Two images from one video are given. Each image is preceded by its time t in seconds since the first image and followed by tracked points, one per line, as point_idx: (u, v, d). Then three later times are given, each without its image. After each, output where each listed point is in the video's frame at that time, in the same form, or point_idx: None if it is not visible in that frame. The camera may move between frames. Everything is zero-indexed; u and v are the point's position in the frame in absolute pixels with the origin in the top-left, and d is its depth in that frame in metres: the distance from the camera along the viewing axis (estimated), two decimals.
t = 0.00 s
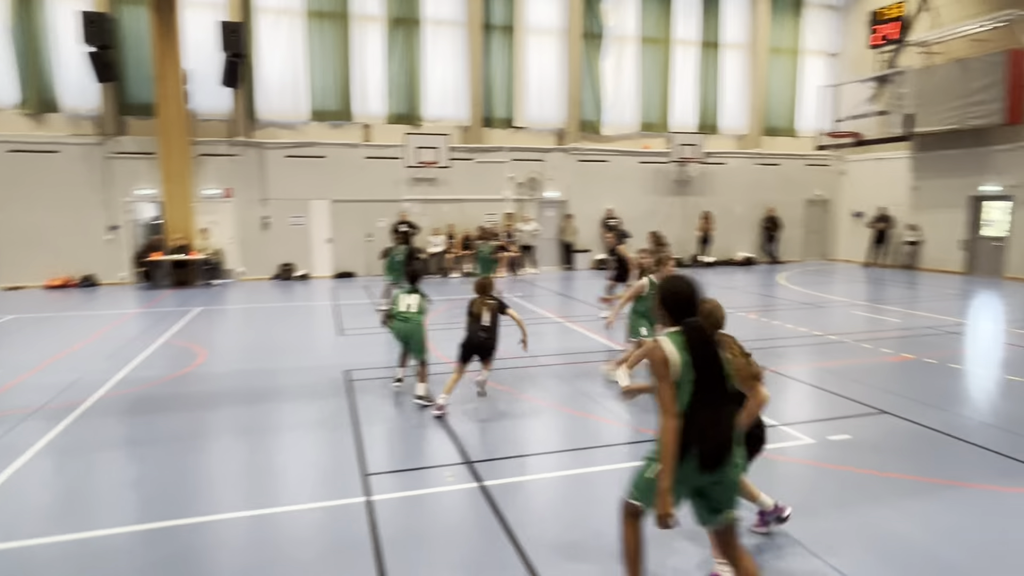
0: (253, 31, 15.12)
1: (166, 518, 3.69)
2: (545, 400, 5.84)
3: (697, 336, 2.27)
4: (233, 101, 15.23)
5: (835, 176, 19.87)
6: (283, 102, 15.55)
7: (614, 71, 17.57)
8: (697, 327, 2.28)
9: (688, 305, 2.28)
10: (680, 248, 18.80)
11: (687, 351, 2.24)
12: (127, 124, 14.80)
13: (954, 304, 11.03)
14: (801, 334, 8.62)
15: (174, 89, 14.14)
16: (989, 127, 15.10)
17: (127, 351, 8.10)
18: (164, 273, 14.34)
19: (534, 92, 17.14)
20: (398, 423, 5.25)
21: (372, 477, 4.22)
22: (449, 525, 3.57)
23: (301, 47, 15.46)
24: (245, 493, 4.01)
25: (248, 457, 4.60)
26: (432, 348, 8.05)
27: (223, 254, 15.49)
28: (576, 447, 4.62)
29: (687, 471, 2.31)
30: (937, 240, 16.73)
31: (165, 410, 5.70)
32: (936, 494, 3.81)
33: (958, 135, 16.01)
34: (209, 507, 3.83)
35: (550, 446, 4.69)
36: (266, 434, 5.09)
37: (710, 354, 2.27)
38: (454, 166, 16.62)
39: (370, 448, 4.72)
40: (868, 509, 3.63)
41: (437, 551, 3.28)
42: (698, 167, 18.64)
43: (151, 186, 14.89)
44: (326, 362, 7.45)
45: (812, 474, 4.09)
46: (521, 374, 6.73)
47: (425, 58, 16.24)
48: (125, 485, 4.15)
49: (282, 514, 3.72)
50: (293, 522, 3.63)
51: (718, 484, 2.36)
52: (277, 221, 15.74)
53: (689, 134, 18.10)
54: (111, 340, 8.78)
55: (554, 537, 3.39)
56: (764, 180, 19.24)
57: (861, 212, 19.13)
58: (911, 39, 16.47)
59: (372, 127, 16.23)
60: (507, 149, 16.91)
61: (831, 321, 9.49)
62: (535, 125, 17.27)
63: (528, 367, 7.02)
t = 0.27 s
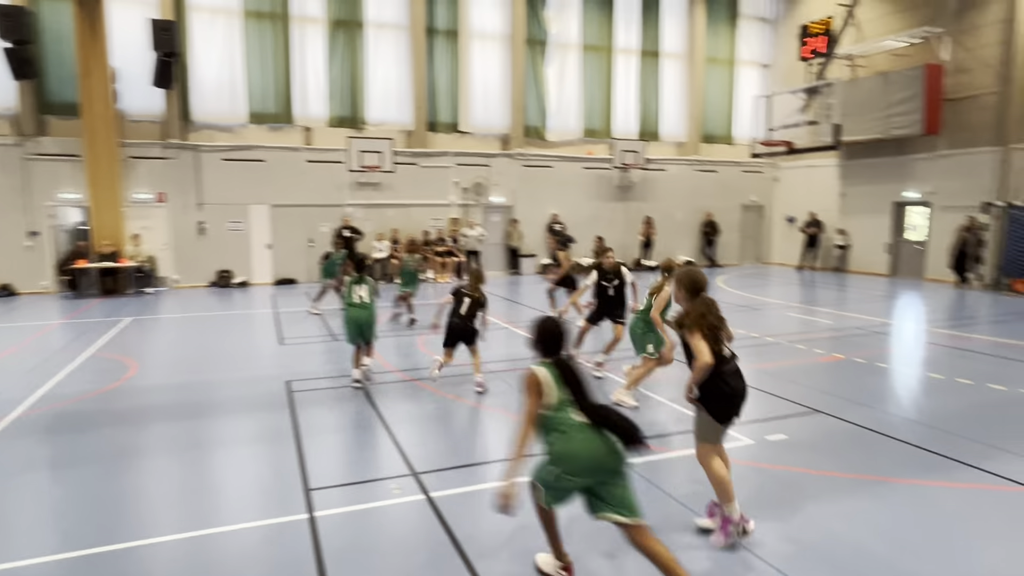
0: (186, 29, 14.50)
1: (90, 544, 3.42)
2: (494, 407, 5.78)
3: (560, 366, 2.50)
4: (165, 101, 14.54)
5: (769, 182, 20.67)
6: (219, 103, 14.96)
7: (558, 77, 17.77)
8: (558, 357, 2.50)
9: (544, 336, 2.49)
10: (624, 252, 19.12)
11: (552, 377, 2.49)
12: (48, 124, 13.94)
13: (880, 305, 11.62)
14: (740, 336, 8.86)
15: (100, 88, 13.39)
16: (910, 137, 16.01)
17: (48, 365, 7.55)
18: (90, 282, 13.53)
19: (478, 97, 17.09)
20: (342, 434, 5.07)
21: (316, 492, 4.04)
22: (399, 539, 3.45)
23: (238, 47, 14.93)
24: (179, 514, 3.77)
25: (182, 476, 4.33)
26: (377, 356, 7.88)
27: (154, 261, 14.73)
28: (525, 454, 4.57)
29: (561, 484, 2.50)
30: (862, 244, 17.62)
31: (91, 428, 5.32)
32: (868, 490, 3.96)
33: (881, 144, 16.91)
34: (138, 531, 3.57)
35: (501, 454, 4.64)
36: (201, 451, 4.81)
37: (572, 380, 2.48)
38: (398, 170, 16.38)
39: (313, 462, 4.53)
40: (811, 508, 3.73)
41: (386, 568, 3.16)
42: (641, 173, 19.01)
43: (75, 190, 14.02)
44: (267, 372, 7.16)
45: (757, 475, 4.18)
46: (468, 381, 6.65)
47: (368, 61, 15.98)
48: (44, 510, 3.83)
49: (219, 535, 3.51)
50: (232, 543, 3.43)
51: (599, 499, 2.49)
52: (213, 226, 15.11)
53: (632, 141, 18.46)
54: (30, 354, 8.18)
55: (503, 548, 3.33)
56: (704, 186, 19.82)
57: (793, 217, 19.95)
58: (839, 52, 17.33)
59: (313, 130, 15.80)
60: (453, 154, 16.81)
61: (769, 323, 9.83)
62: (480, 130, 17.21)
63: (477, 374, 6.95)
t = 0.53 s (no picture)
0: (130, 30, 13.97)
1: (25, 570, 3.21)
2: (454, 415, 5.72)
3: (436, 335, 2.97)
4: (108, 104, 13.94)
5: (722, 189, 21.21)
6: (167, 106, 14.46)
7: (515, 84, 17.86)
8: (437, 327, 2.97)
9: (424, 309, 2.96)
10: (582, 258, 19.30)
11: (426, 346, 2.96)
12: None
13: (828, 307, 12.04)
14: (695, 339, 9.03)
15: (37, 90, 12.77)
16: (854, 145, 16.67)
17: None
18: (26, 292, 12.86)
19: (435, 102, 17.00)
20: (298, 447, 4.93)
21: (272, 506, 3.91)
22: (358, 553, 3.36)
23: (186, 49, 14.48)
24: (124, 535, 3.58)
25: (128, 494, 4.13)
26: (333, 365, 7.71)
27: (98, 270, 14.10)
28: (485, 463, 4.53)
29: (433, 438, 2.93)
30: (810, 248, 18.25)
31: (28, 446, 5.03)
32: (819, 488, 4.08)
33: (827, 152, 17.55)
34: (80, 553, 3.38)
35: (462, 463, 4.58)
36: (148, 466, 4.60)
37: (444, 349, 2.95)
38: (355, 176, 16.14)
39: (268, 475, 4.39)
40: (767, 508, 3.81)
41: None
42: (598, 179, 19.24)
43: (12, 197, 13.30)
44: (220, 383, 6.92)
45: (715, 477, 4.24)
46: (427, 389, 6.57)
47: (322, 65, 15.73)
48: None
49: (168, 555, 3.35)
50: (182, 563, 3.28)
51: (465, 448, 2.92)
52: (161, 233, 14.58)
53: (588, 147, 18.67)
54: None
55: (464, 557, 3.29)
56: (659, 192, 20.19)
57: (745, 223, 20.51)
58: (786, 63, 17.92)
59: (266, 135, 15.43)
60: (410, 159, 16.67)
61: (723, 327, 10.05)
62: (437, 136, 17.11)
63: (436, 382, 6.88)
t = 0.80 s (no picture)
0: (83, 34, 13.54)
1: None
2: (419, 426, 5.67)
3: (336, 334, 3.45)
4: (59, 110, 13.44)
5: (683, 199, 21.63)
6: (122, 112, 14.04)
7: (479, 93, 17.92)
8: (337, 324, 3.46)
9: (325, 308, 3.44)
10: (547, 266, 19.41)
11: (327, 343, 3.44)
12: None
13: (785, 314, 12.36)
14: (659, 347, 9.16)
15: None
16: (809, 157, 17.21)
17: None
18: None
19: (399, 111, 16.92)
20: (260, 461, 4.81)
21: (232, 524, 3.80)
22: (322, 569, 3.29)
23: (142, 54, 14.11)
24: (76, 557, 3.43)
25: (79, 514, 3.96)
26: (295, 377, 7.55)
27: (47, 281, 13.56)
28: (451, 474, 4.50)
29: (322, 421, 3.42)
30: (768, 257, 18.74)
31: None
32: (781, 492, 4.17)
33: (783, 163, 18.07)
34: None
35: (428, 474, 4.54)
36: (102, 485, 4.42)
37: (342, 347, 3.44)
38: (317, 185, 15.91)
39: (228, 492, 4.27)
40: (731, 514, 3.87)
41: None
42: (562, 189, 19.41)
43: None
44: (177, 398, 6.70)
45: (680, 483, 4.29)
46: (393, 400, 6.49)
47: (284, 73, 15.52)
48: None
49: None
50: None
51: (351, 433, 3.44)
52: (115, 243, 14.12)
53: (552, 157, 18.81)
54: None
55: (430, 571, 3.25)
56: (623, 202, 20.47)
57: (706, 232, 20.94)
58: (744, 76, 18.43)
59: (226, 142, 15.11)
60: (374, 168, 16.53)
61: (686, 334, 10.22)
62: (402, 145, 17.02)
63: (401, 392, 6.81)
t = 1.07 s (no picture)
0: (46, 35, 13.17)
1: None
2: (390, 433, 5.61)
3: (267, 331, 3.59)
4: (20, 112, 13.03)
5: (656, 205, 21.89)
6: (87, 115, 13.69)
7: (453, 98, 17.91)
8: (262, 323, 3.59)
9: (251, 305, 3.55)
10: (522, 272, 19.45)
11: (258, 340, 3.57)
12: None
13: (757, 319, 12.57)
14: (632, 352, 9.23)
15: None
16: (778, 164, 17.57)
17: None
18: None
19: (373, 116, 16.82)
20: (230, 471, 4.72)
21: (201, 536, 3.71)
22: None
23: (108, 56, 13.78)
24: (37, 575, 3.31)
25: (41, 529, 3.82)
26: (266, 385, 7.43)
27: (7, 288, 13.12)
28: (425, 483, 4.46)
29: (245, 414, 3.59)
30: (739, 262, 19.06)
31: None
32: (753, 495, 4.23)
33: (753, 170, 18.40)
34: None
35: (402, 482, 4.49)
36: (65, 498, 4.29)
37: (270, 344, 3.57)
38: (289, 190, 15.71)
39: (198, 503, 4.17)
40: (704, 517, 3.91)
41: None
42: (536, 195, 19.48)
43: None
44: (143, 407, 6.54)
45: (654, 489, 4.33)
46: (366, 407, 6.43)
47: (255, 76, 15.31)
48: None
49: None
50: None
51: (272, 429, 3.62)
52: (79, 248, 13.74)
53: (527, 163, 18.89)
54: None
55: None
56: (597, 207, 20.63)
57: (678, 237, 21.21)
58: (714, 84, 18.75)
59: (195, 146, 14.84)
60: (347, 173, 16.39)
61: (659, 339, 10.33)
62: (375, 150, 16.92)
63: (374, 399, 6.74)
